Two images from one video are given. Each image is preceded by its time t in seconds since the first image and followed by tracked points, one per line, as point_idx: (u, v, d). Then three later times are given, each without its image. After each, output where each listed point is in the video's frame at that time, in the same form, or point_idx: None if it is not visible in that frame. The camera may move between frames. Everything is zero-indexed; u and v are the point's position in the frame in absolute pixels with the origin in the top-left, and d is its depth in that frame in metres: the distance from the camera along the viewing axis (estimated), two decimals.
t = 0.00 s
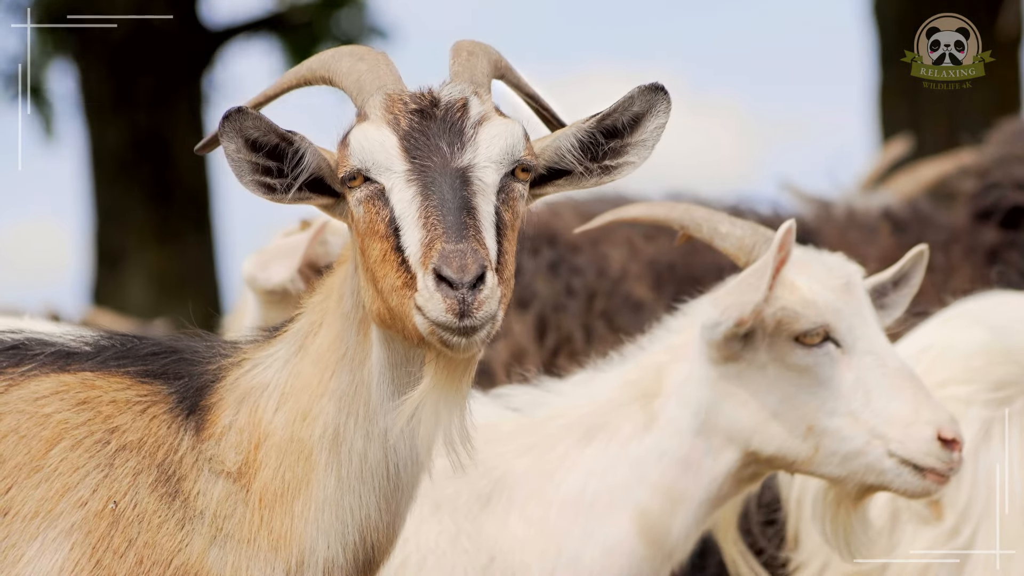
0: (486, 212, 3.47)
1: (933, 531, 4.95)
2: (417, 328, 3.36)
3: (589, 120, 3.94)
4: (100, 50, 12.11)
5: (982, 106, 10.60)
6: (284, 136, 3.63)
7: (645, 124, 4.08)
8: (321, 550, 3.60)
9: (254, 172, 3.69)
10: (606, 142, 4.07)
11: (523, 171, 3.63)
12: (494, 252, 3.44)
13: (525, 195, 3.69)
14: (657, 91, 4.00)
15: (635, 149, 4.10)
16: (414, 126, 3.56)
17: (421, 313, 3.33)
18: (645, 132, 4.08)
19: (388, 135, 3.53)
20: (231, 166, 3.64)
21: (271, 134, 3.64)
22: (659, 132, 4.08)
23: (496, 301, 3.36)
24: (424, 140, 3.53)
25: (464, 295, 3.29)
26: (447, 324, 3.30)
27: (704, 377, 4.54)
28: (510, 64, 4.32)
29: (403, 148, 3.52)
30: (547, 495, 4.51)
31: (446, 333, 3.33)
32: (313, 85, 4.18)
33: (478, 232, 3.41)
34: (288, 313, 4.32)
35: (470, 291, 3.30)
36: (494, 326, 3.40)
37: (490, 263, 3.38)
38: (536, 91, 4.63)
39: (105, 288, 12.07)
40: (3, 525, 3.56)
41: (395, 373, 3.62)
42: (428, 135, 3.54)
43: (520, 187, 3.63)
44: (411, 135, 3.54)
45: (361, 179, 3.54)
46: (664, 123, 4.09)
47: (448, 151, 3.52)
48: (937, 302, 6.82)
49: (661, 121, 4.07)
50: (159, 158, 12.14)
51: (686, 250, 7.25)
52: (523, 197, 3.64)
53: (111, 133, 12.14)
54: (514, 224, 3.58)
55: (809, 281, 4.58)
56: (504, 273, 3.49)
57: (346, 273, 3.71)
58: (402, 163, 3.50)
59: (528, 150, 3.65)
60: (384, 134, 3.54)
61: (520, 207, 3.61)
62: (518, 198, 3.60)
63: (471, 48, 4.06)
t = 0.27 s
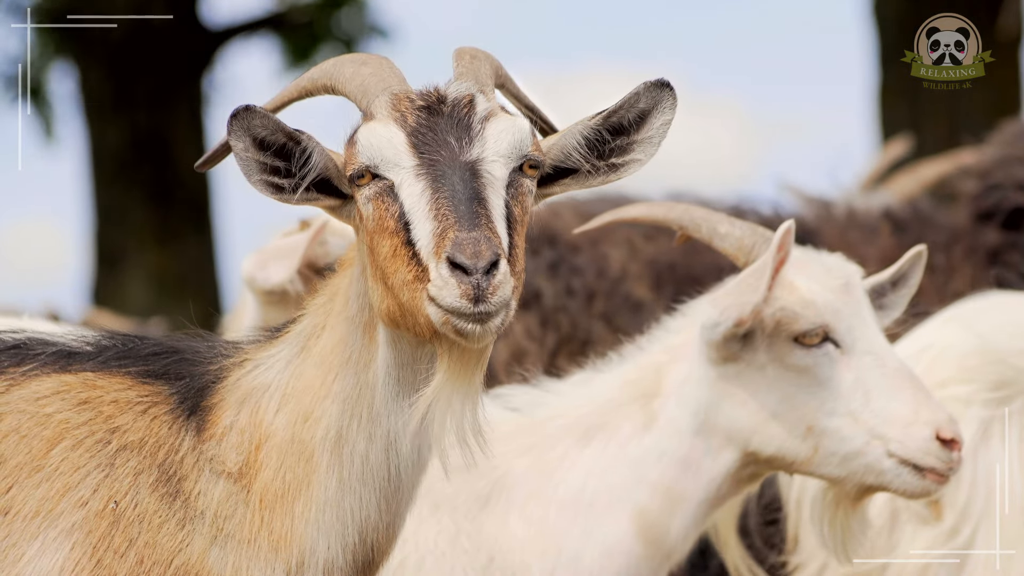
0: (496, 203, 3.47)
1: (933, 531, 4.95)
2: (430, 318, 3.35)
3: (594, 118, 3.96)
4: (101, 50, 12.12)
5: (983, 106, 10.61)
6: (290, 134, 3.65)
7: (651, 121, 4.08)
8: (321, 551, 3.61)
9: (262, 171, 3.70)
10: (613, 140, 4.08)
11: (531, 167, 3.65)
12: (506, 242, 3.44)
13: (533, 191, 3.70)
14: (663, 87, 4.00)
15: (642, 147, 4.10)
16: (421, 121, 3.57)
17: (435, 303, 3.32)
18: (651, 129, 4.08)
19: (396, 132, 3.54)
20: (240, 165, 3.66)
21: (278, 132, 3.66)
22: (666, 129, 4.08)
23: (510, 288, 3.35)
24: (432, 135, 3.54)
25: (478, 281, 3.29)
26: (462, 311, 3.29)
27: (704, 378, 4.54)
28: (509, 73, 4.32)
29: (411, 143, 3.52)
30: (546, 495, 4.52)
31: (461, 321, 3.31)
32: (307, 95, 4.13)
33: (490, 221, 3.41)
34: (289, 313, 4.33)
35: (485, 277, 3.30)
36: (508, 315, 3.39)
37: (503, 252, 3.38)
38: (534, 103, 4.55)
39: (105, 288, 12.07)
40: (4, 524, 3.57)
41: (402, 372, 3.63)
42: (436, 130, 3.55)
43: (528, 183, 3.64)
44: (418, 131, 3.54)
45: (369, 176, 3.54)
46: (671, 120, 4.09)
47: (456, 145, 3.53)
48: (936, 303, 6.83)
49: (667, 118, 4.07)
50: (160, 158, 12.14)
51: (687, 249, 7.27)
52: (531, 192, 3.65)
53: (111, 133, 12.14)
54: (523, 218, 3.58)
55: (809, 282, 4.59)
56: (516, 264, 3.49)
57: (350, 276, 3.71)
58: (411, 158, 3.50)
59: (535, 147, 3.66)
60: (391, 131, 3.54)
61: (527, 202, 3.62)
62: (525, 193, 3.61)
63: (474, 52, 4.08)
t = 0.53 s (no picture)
0: (512, 188, 3.46)
1: (934, 531, 4.95)
2: (456, 303, 3.31)
3: (596, 105, 3.96)
4: (101, 51, 12.12)
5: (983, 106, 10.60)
6: (300, 131, 3.58)
7: (652, 106, 4.08)
8: (319, 549, 3.60)
9: (271, 169, 3.62)
10: (615, 127, 4.07)
11: (539, 157, 3.63)
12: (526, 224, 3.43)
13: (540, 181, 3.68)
14: (663, 71, 4.01)
15: (644, 132, 4.07)
16: (428, 113, 3.56)
17: (461, 286, 3.29)
18: (652, 114, 4.08)
19: (404, 125, 3.52)
20: (250, 162, 3.58)
21: (287, 129, 3.59)
22: (667, 113, 4.08)
23: (536, 267, 3.34)
24: (441, 126, 3.53)
25: (508, 259, 3.27)
26: (491, 290, 3.27)
27: (702, 378, 4.53)
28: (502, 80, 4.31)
29: (420, 134, 3.50)
30: (545, 495, 4.51)
31: (490, 302, 3.28)
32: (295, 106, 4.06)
33: (510, 204, 3.39)
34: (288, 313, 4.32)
35: (514, 255, 3.28)
36: (534, 295, 3.37)
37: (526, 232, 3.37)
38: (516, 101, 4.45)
39: (105, 288, 12.05)
40: None
41: (411, 366, 3.63)
42: (445, 121, 3.54)
43: (537, 171, 3.62)
44: (426, 122, 3.53)
45: (378, 169, 3.50)
46: (671, 104, 4.09)
47: (466, 134, 3.52)
48: (936, 302, 6.82)
49: (668, 102, 4.07)
50: (160, 159, 12.13)
51: (686, 249, 7.28)
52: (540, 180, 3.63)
53: (110, 133, 12.13)
54: (534, 205, 3.58)
55: (808, 282, 4.59)
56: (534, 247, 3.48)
57: (352, 276, 3.69)
58: (421, 149, 3.48)
59: (542, 136, 3.65)
60: (398, 124, 3.52)
61: (537, 189, 3.61)
62: (535, 180, 3.59)
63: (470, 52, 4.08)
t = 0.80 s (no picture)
0: (517, 185, 3.46)
1: (935, 531, 4.95)
2: (462, 301, 3.31)
3: (596, 104, 3.96)
4: (101, 51, 12.12)
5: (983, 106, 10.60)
6: (303, 130, 3.58)
7: (653, 105, 4.07)
8: (318, 550, 3.59)
9: (274, 170, 3.60)
10: (616, 126, 4.06)
11: (540, 155, 3.63)
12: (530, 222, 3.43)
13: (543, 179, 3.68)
14: (664, 70, 4.00)
15: (644, 131, 4.07)
16: (431, 112, 3.56)
17: (467, 283, 3.29)
18: (654, 113, 4.07)
19: (406, 124, 3.52)
20: (254, 164, 3.57)
21: (290, 130, 3.58)
22: (669, 111, 4.07)
23: (541, 264, 3.34)
24: (443, 124, 3.52)
25: (514, 256, 3.26)
26: (498, 287, 3.26)
27: (702, 378, 4.53)
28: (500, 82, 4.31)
29: (423, 133, 3.50)
30: (545, 495, 4.50)
31: (497, 299, 3.27)
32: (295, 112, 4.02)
33: (515, 201, 3.39)
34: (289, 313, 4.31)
35: (520, 252, 3.27)
36: (540, 292, 3.37)
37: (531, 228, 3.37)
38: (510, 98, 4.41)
39: (105, 288, 12.04)
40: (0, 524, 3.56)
41: (412, 367, 3.63)
42: (448, 119, 3.54)
43: (540, 169, 3.61)
44: (429, 121, 3.53)
45: (383, 169, 3.50)
46: (672, 102, 4.08)
47: (469, 132, 3.52)
48: (936, 301, 6.82)
49: (669, 101, 4.07)
50: (160, 159, 12.13)
51: (686, 249, 7.24)
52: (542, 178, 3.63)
53: (111, 133, 12.12)
54: (537, 203, 3.57)
55: (808, 282, 4.58)
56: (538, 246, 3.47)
57: (354, 279, 3.69)
58: (424, 148, 3.48)
59: (543, 133, 3.65)
60: (401, 124, 3.52)
61: (540, 187, 3.60)
62: (538, 177, 3.59)
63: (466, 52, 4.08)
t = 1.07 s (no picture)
0: (508, 190, 3.42)
1: (937, 532, 4.95)
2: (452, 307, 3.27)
3: (591, 103, 3.95)
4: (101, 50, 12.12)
5: (983, 107, 10.61)
6: (293, 140, 3.55)
7: (648, 102, 4.07)
8: (320, 552, 3.60)
9: (267, 180, 3.59)
10: (611, 124, 4.07)
11: (535, 156, 3.60)
12: (521, 226, 3.38)
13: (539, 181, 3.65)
14: (656, 67, 3.99)
15: (640, 129, 4.07)
16: (422, 117, 3.53)
17: (456, 290, 3.25)
18: (648, 110, 4.07)
19: (398, 130, 3.50)
20: (245, 176, 3.54)
21: (280, 140, 3.56)
22: (663, 108, 4.06)
23: (531, 268, 3.28)
24: (435, 129, 3.50)
25: (501, 262, 3.21)
26: (485, 294, 3.21)
27: (703, 378, 4.54)
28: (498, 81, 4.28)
29: (414, 139, 3.47)
30: (545, 495, 4.51)
31: (485, 305, 3.23)
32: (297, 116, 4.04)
33: (505, 206, 3.34)
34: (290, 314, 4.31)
35: (507, 258, 3.22)
36: (530, 297, 3.31)
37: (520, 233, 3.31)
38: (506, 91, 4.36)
39: (105, 288, 12.05)
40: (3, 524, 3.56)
41: (412, 371, 3.61)
42: (439, 124, 3.51)
43: (535, 171, 3.59)
44: (420, 127, 3.50)
45: (376, 176, 3.48)
46: (667, 99, 4.07)
47: (460, 137, 3.49)
48: (936, 302, 6.83)
49: (664, 97, 4.05)
50: (159, 158, 12.16)
51: (685, 250, 7.22)
52: (537, 180, 3.60)
53: (111, 133, 12.14)
54: (532, 205, 3.53)
55: (809, 282, 4.59)
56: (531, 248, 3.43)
57: (355, 284, 3.69)
58: (416, 154, 3.45)
59: (537, 135, 3.61)
60: (393, 130, 3.50)
61: (535, 189, 3.57)
62: (532, 180, 3.56)
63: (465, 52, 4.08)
